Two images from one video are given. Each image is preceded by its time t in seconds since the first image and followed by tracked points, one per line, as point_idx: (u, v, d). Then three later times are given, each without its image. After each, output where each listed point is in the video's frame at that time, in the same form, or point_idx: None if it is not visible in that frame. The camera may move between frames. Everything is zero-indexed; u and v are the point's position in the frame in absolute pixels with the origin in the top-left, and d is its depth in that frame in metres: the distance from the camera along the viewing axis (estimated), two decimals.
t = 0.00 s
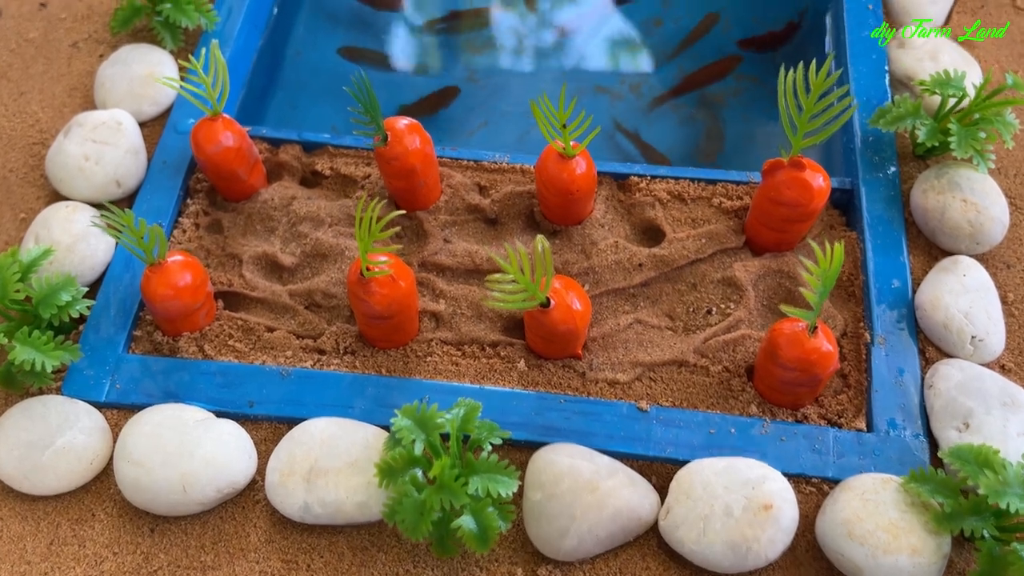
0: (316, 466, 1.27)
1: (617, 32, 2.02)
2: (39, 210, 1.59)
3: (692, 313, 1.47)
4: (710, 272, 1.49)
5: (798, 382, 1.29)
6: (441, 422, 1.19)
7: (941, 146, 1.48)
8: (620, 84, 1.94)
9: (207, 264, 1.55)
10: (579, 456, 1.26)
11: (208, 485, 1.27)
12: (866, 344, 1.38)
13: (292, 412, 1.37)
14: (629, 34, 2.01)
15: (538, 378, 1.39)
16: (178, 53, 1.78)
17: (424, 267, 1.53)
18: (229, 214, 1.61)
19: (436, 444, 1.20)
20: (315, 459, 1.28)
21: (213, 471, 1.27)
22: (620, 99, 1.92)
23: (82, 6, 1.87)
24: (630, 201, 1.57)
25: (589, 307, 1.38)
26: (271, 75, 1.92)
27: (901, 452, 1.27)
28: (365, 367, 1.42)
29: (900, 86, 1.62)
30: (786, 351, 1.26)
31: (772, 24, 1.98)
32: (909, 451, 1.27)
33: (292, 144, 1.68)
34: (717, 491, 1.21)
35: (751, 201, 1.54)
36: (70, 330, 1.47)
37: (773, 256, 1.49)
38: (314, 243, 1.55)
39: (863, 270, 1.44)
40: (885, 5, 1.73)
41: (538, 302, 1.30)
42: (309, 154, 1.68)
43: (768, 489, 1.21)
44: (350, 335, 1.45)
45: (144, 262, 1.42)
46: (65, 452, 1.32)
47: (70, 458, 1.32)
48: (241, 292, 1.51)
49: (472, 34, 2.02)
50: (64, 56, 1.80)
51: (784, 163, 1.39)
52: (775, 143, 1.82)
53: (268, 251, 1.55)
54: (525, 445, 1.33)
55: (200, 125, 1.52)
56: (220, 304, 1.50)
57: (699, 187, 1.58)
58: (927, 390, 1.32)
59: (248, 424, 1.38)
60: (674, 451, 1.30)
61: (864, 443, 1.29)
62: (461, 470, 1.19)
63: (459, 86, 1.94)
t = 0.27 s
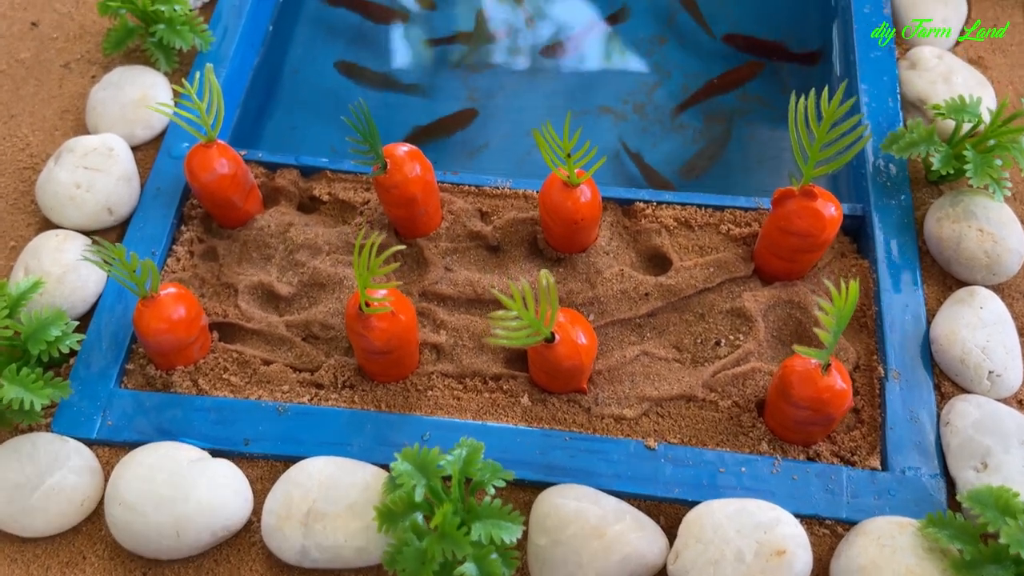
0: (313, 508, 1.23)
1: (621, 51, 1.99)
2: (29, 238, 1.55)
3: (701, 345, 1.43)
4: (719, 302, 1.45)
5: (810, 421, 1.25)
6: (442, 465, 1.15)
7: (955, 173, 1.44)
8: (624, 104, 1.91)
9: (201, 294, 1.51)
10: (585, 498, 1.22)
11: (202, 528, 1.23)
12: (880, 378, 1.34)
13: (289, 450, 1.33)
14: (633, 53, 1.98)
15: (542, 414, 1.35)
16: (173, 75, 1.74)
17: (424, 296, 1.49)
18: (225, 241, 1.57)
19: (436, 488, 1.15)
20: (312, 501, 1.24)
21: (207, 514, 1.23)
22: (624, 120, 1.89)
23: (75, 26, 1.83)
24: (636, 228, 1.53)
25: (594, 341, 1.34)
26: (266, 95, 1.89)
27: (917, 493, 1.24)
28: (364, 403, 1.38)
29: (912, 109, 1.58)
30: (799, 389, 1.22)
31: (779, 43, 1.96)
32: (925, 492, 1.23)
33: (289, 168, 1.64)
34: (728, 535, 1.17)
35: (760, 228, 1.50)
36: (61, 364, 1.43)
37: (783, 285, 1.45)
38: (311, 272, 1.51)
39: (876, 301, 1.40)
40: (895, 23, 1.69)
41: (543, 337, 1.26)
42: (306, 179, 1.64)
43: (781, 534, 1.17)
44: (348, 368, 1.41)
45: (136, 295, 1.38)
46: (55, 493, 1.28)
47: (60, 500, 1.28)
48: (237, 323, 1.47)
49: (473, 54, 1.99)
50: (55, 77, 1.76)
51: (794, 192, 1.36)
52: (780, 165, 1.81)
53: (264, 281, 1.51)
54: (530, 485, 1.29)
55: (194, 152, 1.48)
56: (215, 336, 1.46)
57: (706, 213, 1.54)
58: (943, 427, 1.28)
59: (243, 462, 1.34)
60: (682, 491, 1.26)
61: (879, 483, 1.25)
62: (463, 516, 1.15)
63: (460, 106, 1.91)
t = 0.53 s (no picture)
0: (316, 537, 1.20)
1: (626, 60, 1.95)
2: (24, 257, 1.52)
3: (711, 365, 1.40)
4: (729, 321, 1.42)
5: (824, 446, 1.22)
6: (447, 495, 1.12)
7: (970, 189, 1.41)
8: (629, 115, 1.88)
9: (200, 313, 1.48)
10: (594, 527, 1.19)
11: (202, 557, 1.20)
12: (895, 400, 1.31)
13: (291, 475, 1.30)
14: (638, 62, 1.94)
15: (549, 438, 1.32)
16: (170, 87, 1.71)
17: (428, 315, 1.46)
18: (224, 259, 1.54)
19: (442, 519, 1.12)
20: (315, 529, 1.21)
21: (207, 543, 1.20)
22: (630, 131, 1.86)
23: (70, 37, 1.79)
24: (644, 244, 1.50)
25: (602, 363, 1.31)
26: (265, 107, 1.86)
27: (934, 519, 1.21)
28: (367, 426, 1.35)
29: (925, 121, 1.55)
30: (812, 415, 1.19)
31: (786, 52, 1.93)
32: (943, 519, 1.20)
33: (289, 183, 1.61)
34: (741, 564, 1.14)
35: (771, 244, 1.47)
36: (56, 387, 1.40)
37: (795, 303, 1.42)
38: (313, 291, 1.47)
39: (889, 320, 1.37)
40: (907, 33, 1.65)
41: (550, 360, 1.23)
42: (307, 195, 1.61)
43: (796, 563, 1.14)
44: (351, 391, 1.38)
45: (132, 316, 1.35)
46: (50, 522, 1.25)
47: (55, 528, 1.25)
48: (236, 344, 1.44)
49: (475, 63, 1.96)
50: (50, 90, 1.72)
51: (807, 210, 1.32)
52: (790, 178, 1.78)
53: (264, 300, 1.47)
54: (537, 512, 1.26)
55: (192, 169, 1.45)
56: (214, 356, 1.43)
57: (715, 229, 1.51)
58: (960, 452, 1.25)
59: (243, 488, 1.31)
60: (694, 518, 1.23)
61: (895, 510, 1.22)
62: (470, 547, 1.12)
63: (462, 118, 1.88)
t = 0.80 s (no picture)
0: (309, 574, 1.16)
1: (627, 71, 1.91)
2: (9, 279, 1.47)
3: (716, 391, 1.35)
4: (734, 344, 1.38)
5: (834, 478, 1.18)
6: (444, 535, 1.08)
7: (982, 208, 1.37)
8: (630, 128, 1.84)
9: (190, 338, 1.44)
10: (597, 563, 1.15)
11: None
12: (906, 428, 1.27)
13: (283, 508, 1.26)
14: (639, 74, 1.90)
15: (550, 468, 1.28)
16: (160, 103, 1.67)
17: (424, 339, 1.41)
18: (215, 281, 1.49)
19: (439, 559, 1.08)
20: (308, 566, 1.17)
21: None
22: (631, 143, 1.82)
23: (57, 51, 1.75)
24: (646, 264, 1.46)
25: (605, 391, 1.27)
26: (257, 122, 1.83)
27: (949, 554, 1.17)
28: (362, 456, 1.30)
29: (934, 137, 1.51)
30: (823, 445, 1.15)
31: (789, 65, 1.91)
32: (957, 553, 1.17)
33: (282, 202, 1.57)
34: None
35: (777, 265, 1.43)
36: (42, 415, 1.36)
37: (802, 326, 1.38)
38: (306, 314, 1.43)
39: (900, 344, 1.33)
40: (914, 46, 1.62)
41: (551, 391, 1.19)
42: (300, 214, 1.57)
43: None
44: (345, 419, 1.34)
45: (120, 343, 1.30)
46: (36, 557, 1.21)
47: (40, 564, 1.21)
48: (227, 370, 1.40)
49: (473, 75, 1.92)
50: (37, 106, 1.68)
51: (815, 231, 1.28)
52: (795, 193, 1.75)
53: (255, 324, 1.43)
54: (538, 546, 1.22)
55: (182, 190, 1.40)
56: (204, 383, 1.39)
57: (720, 249, 1.47)
58: (975, 482, 1.21)
59: (234, 522, 1.27)
60: (700, 553, 1.19)
61: (908, 543, 1.18)
62: None
63: (459, 132, 1.84)
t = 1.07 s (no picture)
0: None
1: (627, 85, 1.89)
2: None
3: (719, 417, 1.33)
4: (737, 369, 1.36)
5: (840, 510, 1.15)
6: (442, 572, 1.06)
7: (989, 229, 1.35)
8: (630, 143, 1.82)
9: (183, 364, 1.41)
10: None
11: None
12: (913, 456, 1.25)
13: (278, 541, 1.23)
14: (639, 87, 1.88)
15: (550, 498, 1.26)
16: (152, 121, 1.64)
17: (422, 364, 1.39)
18: (208, 304, 1.47)
19: None
20: None
21: None
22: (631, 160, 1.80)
23: (48, 68, 1.72)
24: (647, 286, 1.44)
25: (606, 420, 1.24)
26: (251, 139, 1.82)
27: None
28: (358, 486, 1.28)
29: (940, 156, 1.49)
30: (829, 477, 1.13)
31: (790, 78, 1.88)
32: None
33: (277, 223, 1.54)
34: None
35: (780, 287, 1.41)
36: (32, 444, 1.33)
37: (806, 350, 1.35)
38: (301, 339, 1.41)
39: (906, 369, 1.31)
40: (919, 61, 1.60)
41: (551, 421, 1.16)
42: (294, 234, 1.54)
43: None
44: (341, 447, 1.31)
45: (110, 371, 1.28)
46: None
47: None
48: (221, 397, 1.37)
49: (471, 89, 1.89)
50: (27, 124, 1.65)
51: (820, 255, 1.26)
52: (799, 209, 1.72)
53: (249, 349, 1.41)
54: None
55: (173, 214, 1.38)
56: (198, 410, 1.36)
57: (722, 270, 1.44)
58: (983, 513, 1.19)
59: (228, 555, 1.24)
60: None
61: None
62: None
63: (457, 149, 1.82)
